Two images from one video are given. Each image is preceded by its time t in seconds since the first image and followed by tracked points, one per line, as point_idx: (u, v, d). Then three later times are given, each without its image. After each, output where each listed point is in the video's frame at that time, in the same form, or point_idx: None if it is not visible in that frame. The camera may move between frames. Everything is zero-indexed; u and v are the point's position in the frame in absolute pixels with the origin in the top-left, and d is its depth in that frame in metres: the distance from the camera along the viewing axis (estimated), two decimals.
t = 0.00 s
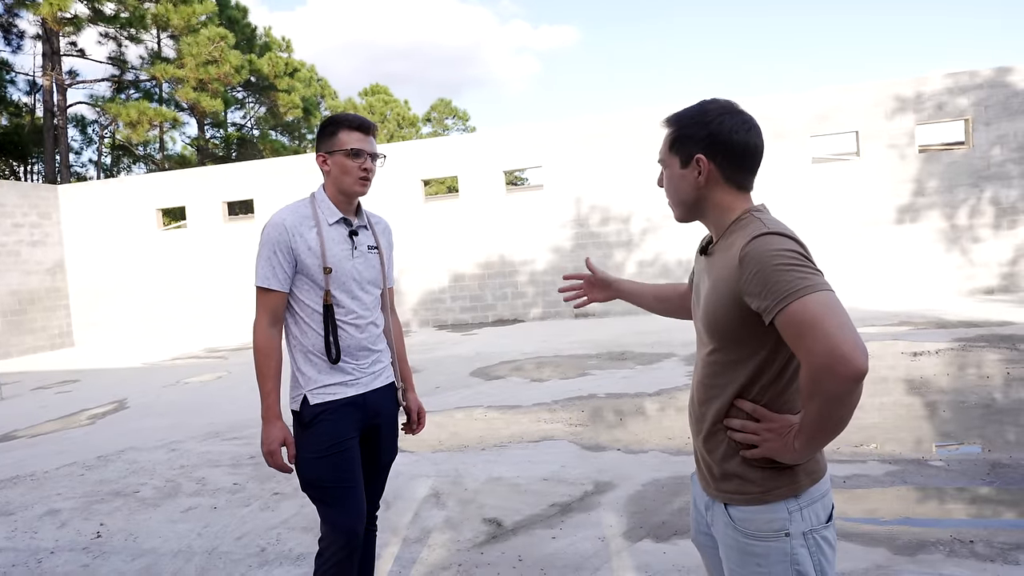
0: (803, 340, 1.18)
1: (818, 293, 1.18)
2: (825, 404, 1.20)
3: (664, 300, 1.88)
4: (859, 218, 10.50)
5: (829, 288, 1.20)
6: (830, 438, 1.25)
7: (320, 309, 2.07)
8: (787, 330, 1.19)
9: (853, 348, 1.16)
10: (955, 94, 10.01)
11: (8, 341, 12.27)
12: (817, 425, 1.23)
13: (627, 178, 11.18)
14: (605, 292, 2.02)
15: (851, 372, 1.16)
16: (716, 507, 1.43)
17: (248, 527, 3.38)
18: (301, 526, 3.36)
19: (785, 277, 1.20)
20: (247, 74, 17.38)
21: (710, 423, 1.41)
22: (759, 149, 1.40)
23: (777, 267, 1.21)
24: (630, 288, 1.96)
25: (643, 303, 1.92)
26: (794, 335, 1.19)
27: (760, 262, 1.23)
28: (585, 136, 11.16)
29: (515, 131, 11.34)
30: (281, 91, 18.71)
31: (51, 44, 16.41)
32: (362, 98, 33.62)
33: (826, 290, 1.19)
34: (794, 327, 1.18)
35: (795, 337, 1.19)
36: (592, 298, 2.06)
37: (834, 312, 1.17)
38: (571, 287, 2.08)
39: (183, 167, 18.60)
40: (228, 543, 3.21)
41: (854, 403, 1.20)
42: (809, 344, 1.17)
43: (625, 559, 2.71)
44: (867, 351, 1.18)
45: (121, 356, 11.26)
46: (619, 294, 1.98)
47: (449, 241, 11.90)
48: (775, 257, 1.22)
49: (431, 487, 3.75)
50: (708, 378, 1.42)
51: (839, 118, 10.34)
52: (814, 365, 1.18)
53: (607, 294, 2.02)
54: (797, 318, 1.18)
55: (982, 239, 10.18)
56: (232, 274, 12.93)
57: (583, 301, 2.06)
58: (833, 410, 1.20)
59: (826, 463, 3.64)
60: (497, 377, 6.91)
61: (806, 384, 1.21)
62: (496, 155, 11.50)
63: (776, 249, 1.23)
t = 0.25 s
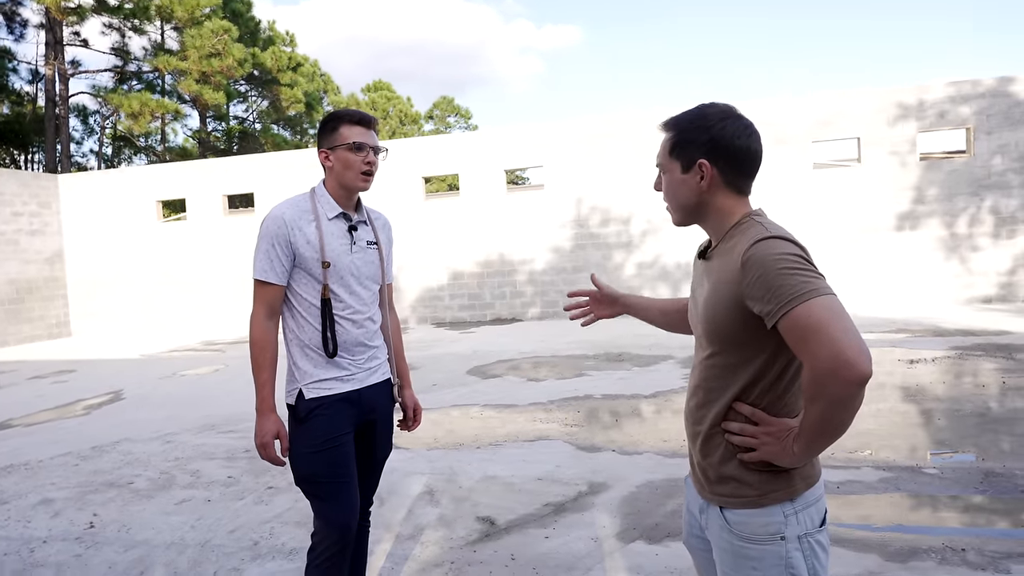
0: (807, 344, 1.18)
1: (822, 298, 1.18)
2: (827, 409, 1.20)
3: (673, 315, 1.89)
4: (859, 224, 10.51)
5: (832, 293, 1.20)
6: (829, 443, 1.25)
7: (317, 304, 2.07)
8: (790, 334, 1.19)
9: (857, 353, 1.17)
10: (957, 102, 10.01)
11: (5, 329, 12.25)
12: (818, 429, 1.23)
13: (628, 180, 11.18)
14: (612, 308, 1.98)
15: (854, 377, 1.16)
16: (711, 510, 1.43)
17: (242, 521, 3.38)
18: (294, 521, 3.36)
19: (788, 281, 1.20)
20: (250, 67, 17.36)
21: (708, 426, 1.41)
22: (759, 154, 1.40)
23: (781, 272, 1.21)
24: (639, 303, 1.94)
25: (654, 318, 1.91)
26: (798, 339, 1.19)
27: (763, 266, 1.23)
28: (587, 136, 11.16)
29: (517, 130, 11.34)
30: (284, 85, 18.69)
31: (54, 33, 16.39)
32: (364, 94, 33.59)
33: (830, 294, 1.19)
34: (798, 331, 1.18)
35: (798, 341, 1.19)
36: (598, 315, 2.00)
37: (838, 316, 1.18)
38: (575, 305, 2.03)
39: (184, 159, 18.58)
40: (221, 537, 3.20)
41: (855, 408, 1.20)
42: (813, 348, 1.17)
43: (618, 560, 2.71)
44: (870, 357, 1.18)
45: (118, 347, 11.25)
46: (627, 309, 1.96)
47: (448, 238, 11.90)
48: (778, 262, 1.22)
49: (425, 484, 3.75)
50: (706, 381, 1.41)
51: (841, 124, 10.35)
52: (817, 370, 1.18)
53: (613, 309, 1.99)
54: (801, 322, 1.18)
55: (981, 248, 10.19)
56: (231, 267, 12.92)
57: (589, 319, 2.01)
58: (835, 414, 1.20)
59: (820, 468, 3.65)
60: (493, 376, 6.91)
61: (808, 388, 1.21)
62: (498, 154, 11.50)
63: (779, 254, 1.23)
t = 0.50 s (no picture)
0: (800, 347, 1.18)
1: (816, 301, 1.19)
2: (819, 412, 1.21)
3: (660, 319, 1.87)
4: (858, 229, 10.53)
5: (826, 296, 1.21)
6: (821, 446, 1.26)
7: (316, 299, 2.07)
8: (784, 337, 1.20)
9: (849, 357, 1.17)
10: (958, 109, 10.01)
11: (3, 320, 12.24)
12: (810, 433, 1.23)
13: (629, 181, 11.18)
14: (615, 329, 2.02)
15: (846, 381, 1.17)
16: (705, 511, 1.44)
17: (237, 515, 3.38)
18: (289, 515, 3.37)
19: (783, 285, 1.20)
20: (252, 62, 17.34)
21: (702, 427, 1.42)
22: (759, 157, 1.41)
23: (776, 275, 1.21)
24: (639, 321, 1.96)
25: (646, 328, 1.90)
26: (792, 343, 1.19)
27: (759, 269, 1.24)
28: (588, 136, 11.16)
29: (518, 129, 11.33)
30: (286, 80, 18.67)
31: (56, 24, 16.37)
32: (367, 90, 33.56)
33: (824, 298, 1.20)
34: (791, 334, 1.19)
35: (792, 344, 1.19)
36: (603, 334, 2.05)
37: (831, 320, 1.18)
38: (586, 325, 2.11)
39: (185, 152, 18.57)
40: (216, 530, 3.21)
41: (846, 411, 1.21)
42: (805, 352, 1.18)
43: (611, 560, 2.72)
44: (863, 361, 1.19)
45: (115, 340, 11.25)
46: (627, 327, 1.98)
47: (448, 236, 11.90)
48: (773, 265, 1.23)
49: (420, 481, 3.75)
50: (701, 383, 1.42)
51: (843, 128, 10.35)
52: (809, 373, 1.18)
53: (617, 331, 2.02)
54: (794, 325, 1.18)
55: (980, 255, 10.20)
56: (230, 261, 12.91)
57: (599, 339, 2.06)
58: (827, 418, 1.21)
59: (815, 472, 3.66)
60: (491, 374, 6.92)
61: (800, 391, 1.22)
62: (499, 153, 11.50)
63: (775, 257, 1.24)
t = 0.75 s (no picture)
0: (794, 347, 1.19)
1: (810, 301, 1.19)
2: (812, 412, 1.22)
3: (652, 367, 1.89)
4: (856, 231, 10.54)
5: (820, 297, 1.21)
6: (815, 445, 1.27)
7: (314, 297, 2.07)
8: (777, 337, 1.20)
9: (842, 358, 1.18)
10: (958, 112, 10.02)
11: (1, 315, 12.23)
12: (804, 432, 1.24)
13: (628, 181, 11.18)
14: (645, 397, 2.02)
15: (839, 381, 1.18)
16: (699, 511, 1.44)
17: (233, 512, 3.39)
18: (285, 513, 3.37)
19: (777, 285, 1.21)
20: (252, 59, 17.33)
21: (696, 426, 1.42)
22: (757, 158, 1.41)
23: (770, 275, 1.22)
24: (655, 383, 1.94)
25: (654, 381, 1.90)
26: (785, 343, 1.20)
27: (754, 269, 1.24)
28: (588, 136, 11.17)
29: (518, 128, 11.34)
30: (286, 78, 18.65)
31: (56, 20, 16.35)
32: (367, 88, 33.54)
33: (817, 299, 1.20)
34: (785, 334, 1.19)
35: (785, 344, 1.20)
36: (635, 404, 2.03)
37: (824, 320, 1.19)
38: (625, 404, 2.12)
39: (185, 149, 18.55)
40: (212, 527, 3.21)
41: (838, 411, 1.22)
42: (799, 352, 1.18)
43: (607, 559, 2.72)
44: (856, 361, 1.19)
45: (113, 336, 11.24)
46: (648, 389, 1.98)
47: (447, 235, 11.90)
48: (768, 265, 1.23)
49: (417, 479, 3.75)
50: (695, 383, 1.42)
51: (842, 130, 10.36)
52: (803, 372, 1.19)
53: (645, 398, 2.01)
54: (788, 325, 1.19)
55: (978, 258, 10.22)
56: (228, 258, 12.91)
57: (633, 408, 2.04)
58: (820, 417, 1.21)
59: (811, 474, 3.66)
60: (488, 373, 6.92)
61: (793, 391, 1.22)
62: (498, 152, 11.50)
63: (770, 257, 1.24)
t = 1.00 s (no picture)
0: (783, 346, 1.19)
1: (800, 300, 1.20)
2: (801, 411, 1.22)
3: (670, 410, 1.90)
4: (854, 231, 10.56)
5: (811, 296, 1.21)
6: (806, 444, 1.27)
7: (311, 295, 2.07)
8: (767, 336, 1.21)
9: (831, 357, 1.19)
10: (956, 113, 10.04)
11: None
12: (793, 431, 1.24)
13: (626, 181, 11.19)
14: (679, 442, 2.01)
15: (827, 380, 1.18)
16: (694, 509, 1.44)
17: (229, 510, 3.38)
18: (282, 511, 3.37)
19: (768, 284, 1.21)
20: (251, 56, 17.30)
21: (690, 425, 1.43)
22: (753, 158, 1.41)
23: (762, 274, 1.22)
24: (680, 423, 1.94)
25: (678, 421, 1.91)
26: (775, 342, 1.20)
27: (745, 267, 1.24)
28: (586, 135, 11.17)
29: (516, 127, 11.34)
30: (284, 75, 18.62)
31: (55, 16, 16.33)
32: (365, 86, 33.50)
33: (808, 298, 1.20)
34: (775, 333, 1.20)
35: (775, 343, 1.20)
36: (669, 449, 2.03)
37: (814, 319, 1.19)
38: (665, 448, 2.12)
39: (182, 146, 18.53)
40: (209, 525, 3.21)
41: (829, 410, 1.22)
42: (788, 351, 1.19)
43: (603, 558, 2.73)
44: (844, 360, 1.20)
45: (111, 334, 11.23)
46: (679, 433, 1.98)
47: (445, 234, 11.90)
48: (759, 264, 1.23)
49: (414, 478, 3.75)
50: (689, 381, 1.43)
51: (840, 131, 10.38)
52: (792, 372, 1.19)
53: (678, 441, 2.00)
54: (778, 323, 1.19)
55: (975, 259, 10.25)
56: (226, 256, 12.89)
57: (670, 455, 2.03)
58: (809, 416, 1.22)
59: (807, 474, 3.67)
60: (486, 372, 6.92)
61: (783, 390, 1.23)
62: (497, 151, 11.51)
63: (761, 256, 1.24)
